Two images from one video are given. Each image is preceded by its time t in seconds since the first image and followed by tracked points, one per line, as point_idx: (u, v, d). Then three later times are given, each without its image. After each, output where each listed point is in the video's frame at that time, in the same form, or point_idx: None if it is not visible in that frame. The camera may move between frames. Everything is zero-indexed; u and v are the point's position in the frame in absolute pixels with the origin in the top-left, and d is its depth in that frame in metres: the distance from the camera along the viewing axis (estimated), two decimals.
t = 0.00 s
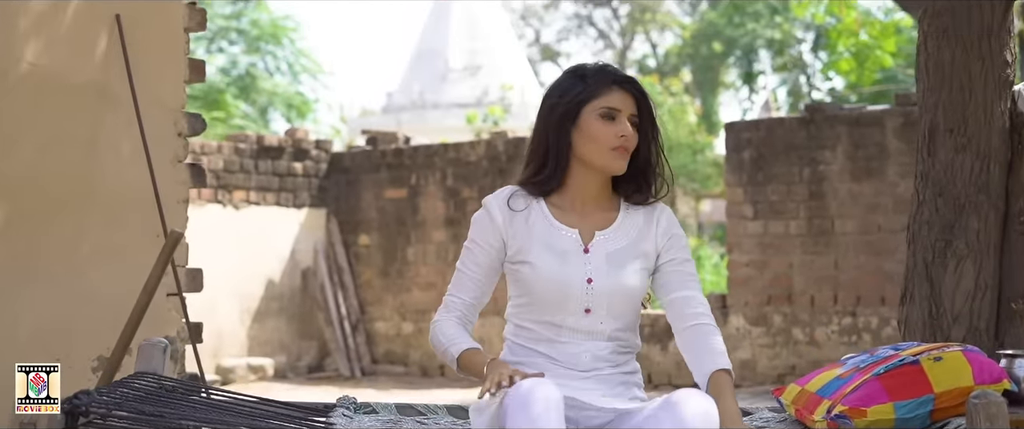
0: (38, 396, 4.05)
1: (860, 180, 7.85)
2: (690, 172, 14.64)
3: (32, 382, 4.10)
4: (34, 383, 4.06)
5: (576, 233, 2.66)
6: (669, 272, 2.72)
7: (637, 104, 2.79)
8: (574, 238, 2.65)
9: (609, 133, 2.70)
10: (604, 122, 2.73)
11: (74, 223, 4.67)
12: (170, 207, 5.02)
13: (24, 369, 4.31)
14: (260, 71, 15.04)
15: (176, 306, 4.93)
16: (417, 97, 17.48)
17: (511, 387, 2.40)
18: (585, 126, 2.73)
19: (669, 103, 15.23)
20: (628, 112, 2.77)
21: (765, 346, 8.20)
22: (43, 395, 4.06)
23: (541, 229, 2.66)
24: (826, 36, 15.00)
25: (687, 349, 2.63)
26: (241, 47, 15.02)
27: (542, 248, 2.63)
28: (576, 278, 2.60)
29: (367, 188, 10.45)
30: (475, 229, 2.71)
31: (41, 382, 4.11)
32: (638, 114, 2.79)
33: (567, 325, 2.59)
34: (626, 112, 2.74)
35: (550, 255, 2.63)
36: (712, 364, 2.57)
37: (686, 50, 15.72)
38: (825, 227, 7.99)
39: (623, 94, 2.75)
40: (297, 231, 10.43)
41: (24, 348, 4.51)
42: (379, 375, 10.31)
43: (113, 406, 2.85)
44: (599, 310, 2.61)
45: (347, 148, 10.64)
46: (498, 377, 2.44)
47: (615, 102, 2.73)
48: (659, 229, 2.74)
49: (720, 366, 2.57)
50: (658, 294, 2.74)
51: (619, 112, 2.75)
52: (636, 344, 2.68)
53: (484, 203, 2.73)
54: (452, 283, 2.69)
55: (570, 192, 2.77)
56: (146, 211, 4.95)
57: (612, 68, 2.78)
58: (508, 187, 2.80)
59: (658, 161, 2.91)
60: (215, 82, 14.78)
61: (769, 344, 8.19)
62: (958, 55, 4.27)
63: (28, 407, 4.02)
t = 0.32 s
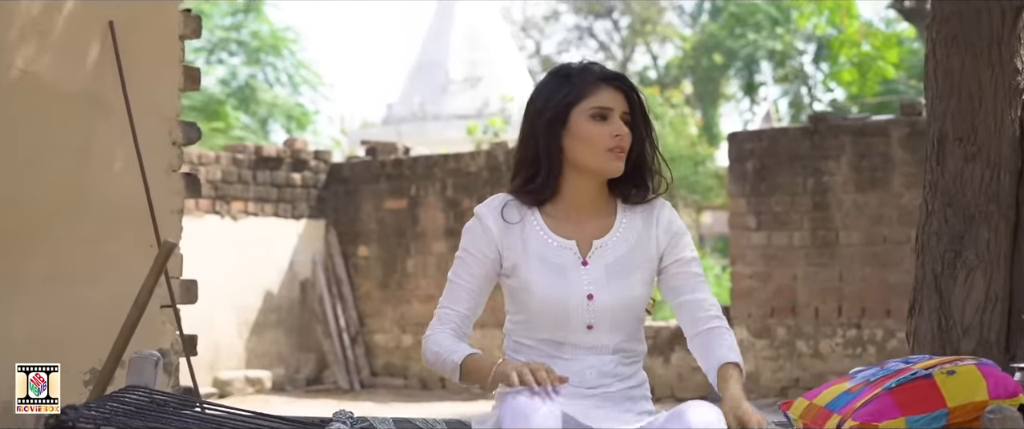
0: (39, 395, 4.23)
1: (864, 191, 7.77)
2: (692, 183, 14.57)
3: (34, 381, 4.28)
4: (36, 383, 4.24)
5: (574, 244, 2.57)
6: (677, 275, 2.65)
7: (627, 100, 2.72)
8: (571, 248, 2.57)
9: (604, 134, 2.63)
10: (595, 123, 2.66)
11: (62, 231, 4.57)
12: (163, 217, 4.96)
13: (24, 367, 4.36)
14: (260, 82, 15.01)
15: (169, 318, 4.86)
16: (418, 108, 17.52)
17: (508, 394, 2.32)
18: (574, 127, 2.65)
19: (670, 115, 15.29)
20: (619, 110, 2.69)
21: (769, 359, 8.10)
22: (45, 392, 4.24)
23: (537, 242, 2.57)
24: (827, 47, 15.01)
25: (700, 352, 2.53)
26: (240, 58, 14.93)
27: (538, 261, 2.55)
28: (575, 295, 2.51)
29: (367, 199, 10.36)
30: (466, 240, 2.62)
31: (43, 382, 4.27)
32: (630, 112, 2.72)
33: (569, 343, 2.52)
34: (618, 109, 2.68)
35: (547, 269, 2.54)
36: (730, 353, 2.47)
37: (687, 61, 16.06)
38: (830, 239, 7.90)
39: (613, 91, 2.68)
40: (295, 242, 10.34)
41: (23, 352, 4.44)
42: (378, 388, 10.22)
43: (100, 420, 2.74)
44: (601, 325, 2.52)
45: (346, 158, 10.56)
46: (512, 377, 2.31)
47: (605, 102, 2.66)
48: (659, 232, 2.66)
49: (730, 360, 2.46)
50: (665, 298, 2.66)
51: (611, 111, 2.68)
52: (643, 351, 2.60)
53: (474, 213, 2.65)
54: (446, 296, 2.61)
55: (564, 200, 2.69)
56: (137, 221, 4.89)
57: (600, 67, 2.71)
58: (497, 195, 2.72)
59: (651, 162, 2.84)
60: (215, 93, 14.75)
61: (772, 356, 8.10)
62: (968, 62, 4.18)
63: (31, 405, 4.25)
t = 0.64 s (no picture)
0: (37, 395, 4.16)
1: (868, 201, 7.69)
2: (692, 195, 14.43)
3: (31, 380, 4.25)
4: (34, 382, 4.24)
5: (569, 260, 2.52)
6: (672, 283, 2.57)
7: (617, 106, 2.68)
8: (566, 265, 2.51)
9: (595, 141, 2.59)
10: (585, 129, 2.62)
11: (55, 238, 4.53)
12: (156, 226, 4.88)
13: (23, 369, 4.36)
14: (259, 94, 14.87)
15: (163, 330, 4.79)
16: (418, 119, 17.81)
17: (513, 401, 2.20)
18: (564, 134, 2.62)
19: (671, 126, 15.21)
20: (610, 116, 2.66)
21: (772, 371, 8.01)
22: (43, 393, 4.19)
23: (535, 259, 2.52)
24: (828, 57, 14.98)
25: (689, 359, 2.46)
26: (240, 70, 14.77)
27: (534, 281, 2.50)
28: (573, 313, 2.45)
29: (366, 210, 10.27)
30: (463, 256, 2.55)
31: (40, 381, 4.26)
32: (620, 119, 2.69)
33: (568, 362, 2.46)
34: (609, 116, 2.65)
35: (544, 288, 2.49)
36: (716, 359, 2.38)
37: (687, 73, 16.06)
38: (833, 249, 7.82)
39: (601, 98, 2.65)
40: (293, 253, 10.25)
41: (24, 356, 4.44)
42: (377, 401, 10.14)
43: None
44: (600, 343, 2.47)
45: (345, 169, 10.48)
46: (570, 383, 2.20)
47: (592, 110, 2.63)
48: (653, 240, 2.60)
49: (707, 362, 2.37)
50: (663, 306, 2.60)
51: (602, 117, 2.64)
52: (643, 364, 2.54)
53: (468, 228, 2.58)
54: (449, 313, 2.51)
55: (556, 213, 2.65)
56: (130, 229, 4.79)
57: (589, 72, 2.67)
58: (487, 209, 2.67)
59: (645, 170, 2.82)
60: (214, 105, 14.62)
61: (775, 369, 8.00)
62: (975, 69, 4.07)
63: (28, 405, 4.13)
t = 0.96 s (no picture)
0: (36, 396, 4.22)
1: (871, 209, 7.63)
2: (693, 204, 14.38)
3: (31, 381, 4.27)
4: (34, 383, 4.26)
5: (553, 274, 2.50)
6: (658, 292, 2.52)
7: (601, 109, 2.61)
8: (551, 279, 2.49)
9: (580, 149, 2.53)
10: (568, 134, 2.55)
11: (50, 244, 4.48)
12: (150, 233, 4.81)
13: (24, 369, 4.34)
14: (259, 104, 14.81)
15: (156, 337, 4.73)
16: (418, 128, 18.25)
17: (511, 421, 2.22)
18: (545, 141, 2.55)
19: (671, 136, 15.22)
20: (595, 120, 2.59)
21: (774, 381, 7.92)
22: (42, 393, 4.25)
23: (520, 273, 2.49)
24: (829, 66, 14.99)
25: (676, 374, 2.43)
26: (240, 79, 14.70)
27: (518, 298, 2.48)
28: (557, 330, 2.44)
29: (366, 219, 10.19)
30: (448, 273, 2.51)
31: (41, 382, 4.27)
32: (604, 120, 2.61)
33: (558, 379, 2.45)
34: (593, 120, 2.57)
35: (529, 306, 2.47)
36: (703, 394, 2.33)
37: (688, 83, 16.23)
38: (836, 258, 7.75)
39: (584, 101, 2.57)
40: (291, 263, 10.19)
41: (25, 357, 4.40)
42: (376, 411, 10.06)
43: None
44: (588, 358, 2.45)
45: (345, 178, 10.41)
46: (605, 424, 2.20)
47: (575, 115, 2.55)
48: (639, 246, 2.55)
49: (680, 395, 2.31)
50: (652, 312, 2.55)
51: (586, 122, 2.57)
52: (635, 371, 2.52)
53: (451, 242, 2.54)
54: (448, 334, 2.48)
55: (537, 223, 2.61)
56: (125, 235, 4.73)
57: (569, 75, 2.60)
58: (467, 219, 2.63)
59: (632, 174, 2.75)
60: (214, 115, 14.58)
61: (778, 378, 7.92)
62: (982, 72, 3.60)
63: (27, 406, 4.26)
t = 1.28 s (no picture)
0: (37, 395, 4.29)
1: (874, 213, 7.55)
2: (693, 212, 14.25)
3: (32, 380, 4.32)
4: (34, 382, 4.32)
5: (532, 274, 2.42)
6: (651, 294, 2.45)
7: (581, 105, 2.54)
8: (531, 280, 2.42)
9: (557, 146, 2.46)
10: (546, 131, 2.48)
11: (42, 244, 4.42)
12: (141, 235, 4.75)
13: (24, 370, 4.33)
14: (258, 111, 14.73)
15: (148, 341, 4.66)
16: (418, 136, 17.77)
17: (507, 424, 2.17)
18: (522, 138, 2.48)
19: (672, 144, 15.22)
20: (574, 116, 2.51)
21: (776, 387, 7.82)
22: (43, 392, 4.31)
23: (500, 273, 2.42)
24: (830, 73, 14.90)
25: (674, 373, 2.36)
26: (240, 86, 14.63)
27: (496, 298, 2.41)
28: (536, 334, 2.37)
29: (364, 224, 10.11)
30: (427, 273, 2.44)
31: (42, 381, 4.33)
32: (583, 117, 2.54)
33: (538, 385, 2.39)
34: (571, 115, 2.50)
35: (508, 308, 2.40)
36: (702, 390, 2.26)
37: (689, 91, 16.13)
38: (838, 262, 7.67)
39: (560, 96, 2.50)
40: (289, 268, 10.12)
41: (24, 356, 4.36)
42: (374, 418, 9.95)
43: None
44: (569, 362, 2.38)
45: (344, 183, 10.33)
46: None
47: (552, 110, 2.48)
48: (624, 245, 2.48)
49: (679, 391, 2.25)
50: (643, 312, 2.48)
51: (565, 118, 2.50)
52: (626, 374, 2.46)
53: (429, 240, 2.47)
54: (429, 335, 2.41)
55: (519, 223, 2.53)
56: (116, 235, 4.68)
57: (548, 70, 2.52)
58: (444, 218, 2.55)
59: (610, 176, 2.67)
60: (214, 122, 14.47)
61: (779, 384, 7.81)
62: (988, 71, 3.43)
63: (28, 406, 4.27)
